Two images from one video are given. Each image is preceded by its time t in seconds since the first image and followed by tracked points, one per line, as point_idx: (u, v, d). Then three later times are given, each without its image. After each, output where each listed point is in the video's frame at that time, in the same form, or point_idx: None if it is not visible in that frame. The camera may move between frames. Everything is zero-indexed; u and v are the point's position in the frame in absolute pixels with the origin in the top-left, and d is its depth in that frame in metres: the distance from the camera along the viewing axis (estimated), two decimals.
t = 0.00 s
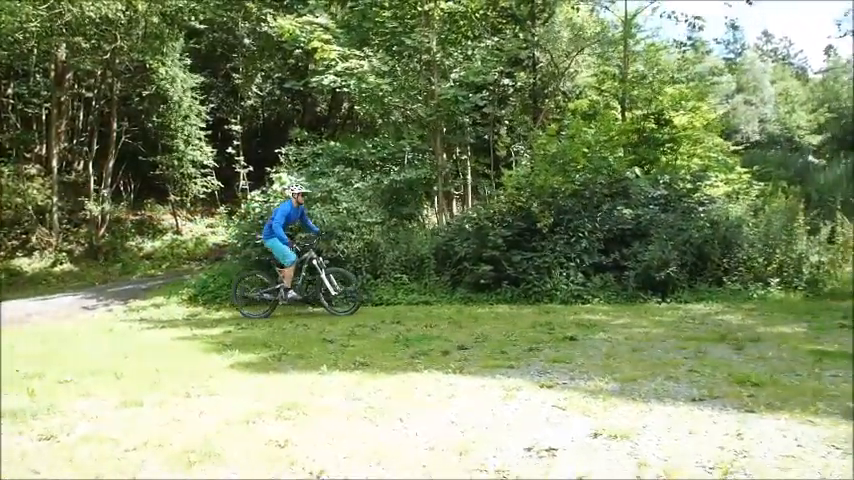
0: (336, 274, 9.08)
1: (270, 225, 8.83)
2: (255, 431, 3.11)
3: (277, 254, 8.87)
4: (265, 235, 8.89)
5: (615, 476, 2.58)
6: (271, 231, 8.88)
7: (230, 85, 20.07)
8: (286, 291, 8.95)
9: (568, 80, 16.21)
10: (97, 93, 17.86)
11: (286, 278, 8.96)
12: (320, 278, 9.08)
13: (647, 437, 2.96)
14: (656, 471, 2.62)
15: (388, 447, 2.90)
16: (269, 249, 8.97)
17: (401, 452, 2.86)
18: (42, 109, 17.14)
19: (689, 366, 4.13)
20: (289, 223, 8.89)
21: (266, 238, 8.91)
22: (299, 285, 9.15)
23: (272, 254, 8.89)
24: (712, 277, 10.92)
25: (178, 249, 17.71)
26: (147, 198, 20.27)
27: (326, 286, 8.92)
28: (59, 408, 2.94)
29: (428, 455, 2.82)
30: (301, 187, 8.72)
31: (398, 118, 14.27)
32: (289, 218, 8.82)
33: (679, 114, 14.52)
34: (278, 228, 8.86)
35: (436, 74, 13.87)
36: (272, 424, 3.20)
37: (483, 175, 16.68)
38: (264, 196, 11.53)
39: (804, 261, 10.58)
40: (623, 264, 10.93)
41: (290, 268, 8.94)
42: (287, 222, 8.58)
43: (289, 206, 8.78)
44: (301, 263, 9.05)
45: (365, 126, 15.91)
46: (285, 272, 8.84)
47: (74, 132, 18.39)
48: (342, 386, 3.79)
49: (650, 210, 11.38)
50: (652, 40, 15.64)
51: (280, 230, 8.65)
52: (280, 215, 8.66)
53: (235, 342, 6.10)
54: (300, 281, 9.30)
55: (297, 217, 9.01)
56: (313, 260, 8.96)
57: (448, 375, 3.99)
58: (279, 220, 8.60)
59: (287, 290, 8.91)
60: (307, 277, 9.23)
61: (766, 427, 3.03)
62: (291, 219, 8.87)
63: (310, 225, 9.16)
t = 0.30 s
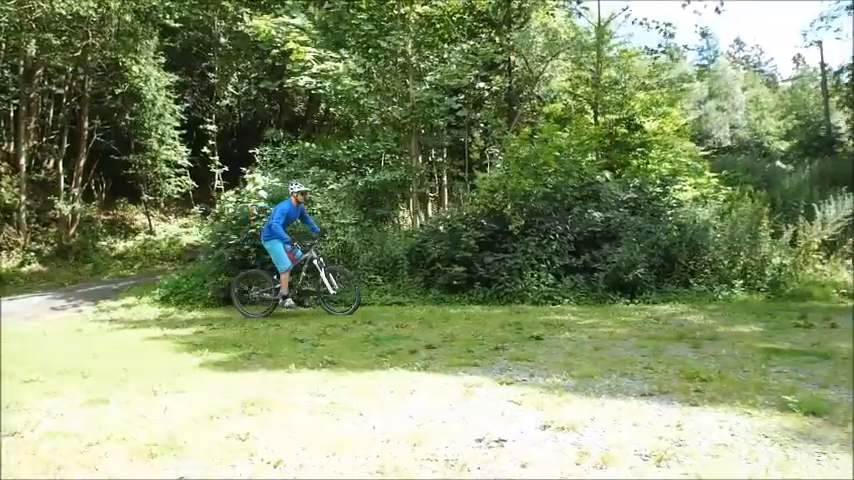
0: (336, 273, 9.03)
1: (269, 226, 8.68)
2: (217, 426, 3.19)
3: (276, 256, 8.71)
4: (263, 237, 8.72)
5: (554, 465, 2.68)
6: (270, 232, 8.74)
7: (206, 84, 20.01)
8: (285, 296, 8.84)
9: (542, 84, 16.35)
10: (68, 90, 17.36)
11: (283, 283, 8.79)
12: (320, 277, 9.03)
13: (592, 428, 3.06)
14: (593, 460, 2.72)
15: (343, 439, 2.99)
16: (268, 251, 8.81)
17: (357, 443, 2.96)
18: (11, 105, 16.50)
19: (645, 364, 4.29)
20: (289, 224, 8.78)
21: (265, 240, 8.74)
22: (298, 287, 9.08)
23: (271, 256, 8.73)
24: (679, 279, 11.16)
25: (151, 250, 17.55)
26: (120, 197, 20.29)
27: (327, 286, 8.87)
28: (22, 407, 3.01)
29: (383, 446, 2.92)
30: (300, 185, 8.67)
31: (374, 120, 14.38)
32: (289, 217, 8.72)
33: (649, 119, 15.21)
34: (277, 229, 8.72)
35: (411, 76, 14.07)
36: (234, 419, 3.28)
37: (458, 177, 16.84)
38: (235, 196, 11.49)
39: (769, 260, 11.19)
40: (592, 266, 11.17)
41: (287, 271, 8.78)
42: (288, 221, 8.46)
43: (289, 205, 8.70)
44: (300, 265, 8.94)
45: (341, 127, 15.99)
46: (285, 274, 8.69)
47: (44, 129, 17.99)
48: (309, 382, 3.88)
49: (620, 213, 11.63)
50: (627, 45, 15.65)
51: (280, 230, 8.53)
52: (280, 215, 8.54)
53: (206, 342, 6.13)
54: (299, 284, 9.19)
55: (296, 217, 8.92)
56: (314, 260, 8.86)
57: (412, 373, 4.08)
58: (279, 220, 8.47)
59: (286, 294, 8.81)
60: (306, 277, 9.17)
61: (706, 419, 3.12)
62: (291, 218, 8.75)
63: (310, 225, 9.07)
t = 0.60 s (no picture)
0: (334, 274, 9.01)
1: (266, 224, 8.61)
2: (171, 421, 3.28)
3: (271, 254, 8.69)
4: (260, 234, 8.67)
5: (491, 454, 2.84)
6: (267, 230, 8.66)
7: (174, 81, 19.70)
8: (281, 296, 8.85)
9: (511, 88, 16.65)
10: (30, 84, 16.57)
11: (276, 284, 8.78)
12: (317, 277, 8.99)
13: (531, 419, 3.21)
14: (528, 448, 2.88)
15: (294, 433, 3.11)
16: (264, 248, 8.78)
17: (306, 436, 3.08)
18: None
19: (591, 361, 4.48)
20: (286, 222, 8.69)
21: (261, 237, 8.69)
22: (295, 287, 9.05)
23: (266, 254, 8.72)
24: (640, 280, 11.52)
25: (116, 250, 17.25)
26: (83, 196, 19.93)
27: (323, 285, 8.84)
28: None
29: (331, 438, 3.04)
30: (298, 183, 8.53)
31: (346, 121, 14.60)
32: (286, 215, 8.62)
33: (613, 126, 15.59)
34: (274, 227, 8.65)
35: (381, 79, 14.34)
36: (189, 414, 3.37)
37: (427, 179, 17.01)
38: (201, 196, 11.45)
39: (725, 262, 11.50)
40: (556, 267, 11.41)
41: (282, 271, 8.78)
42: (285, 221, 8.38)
43: (286, 203, 8.57)
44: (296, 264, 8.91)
45: (311, 128, 16.03)
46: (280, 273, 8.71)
47: (4, 124, 17.20)
48: (268, 379, 3.98)
49: (583, 216, 11.90)
50: (593, 52, 15.97)
51: (277, 230, 8.45)
52: (277, 214, 8.44)
53: (169, 342, 6.14)
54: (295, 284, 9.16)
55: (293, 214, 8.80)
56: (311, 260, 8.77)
57: (368, 370, 4.20)
58: (277, 219, 8.38)
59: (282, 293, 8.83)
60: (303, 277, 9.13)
61: (639, 411, 3.29)
62: (288, 217, 8.62)
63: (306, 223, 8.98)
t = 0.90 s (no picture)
0: (334, 274, 8.90)
1: (263, 223, 8.53)
2: (129, 418, 3.31)
3: (269, 253, 8.65)
4: (257, 232, 8.59)
5: (437, 445, 2.94)
6: (263, 228, 8.58)
7: (144, 79, 19.55)
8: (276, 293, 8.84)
9: (484, 91, 17.07)
10: None
11: (272, 281, 8.78)
12: (315, 276, 8.91)
13: (480, 414, 3.32)
14: (472, 440, 2.99)
15: (249, 428, 3.17)
16: (262, 247, 8.74)
17: (262, 431, 3.15)
18: None
19: (546, 359, 4.62)
20: (283, 220, 8.60)
21: (258, 235, 8.63)
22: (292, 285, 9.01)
23: (263, 253, 8.67)
24: (606, 280, 11.77)
25: (83, 249, 16.91)
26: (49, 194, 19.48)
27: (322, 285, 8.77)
28: None
29: (285, 433, 3.11)
30: (295, 182, 8.39)
31: (320, 121, 14.63)
32: (283, 214, 8.52)
33: (583, 129, 15.79)
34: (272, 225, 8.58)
35: (355, 80, 14.48)
36: (147, 411, 3.41)
37: (399, 180, 17.13)
38: (169, 197, 11.37)
39: (690, 263, 11.73)
40: (525, 269, 11.61)
41: (278, 269, 8.76)
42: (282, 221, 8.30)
43: (283, 202, 8.46)
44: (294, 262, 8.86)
45: (282, 128, 16.02)
46: (278, 272, 8.70)
47: None
48: (230, 378, 4.03)
49: (552, 218, 12.13)
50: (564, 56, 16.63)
51: (274, 230, 8.37)
52: (274, 213, 8.34)
53: (134, 342, 6.13)
54: (293, 282, 9.12)
55: (290, 212, 8.70)
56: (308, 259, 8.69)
57: (331, 369, 4.28)
58: (274, 220, 8.30)
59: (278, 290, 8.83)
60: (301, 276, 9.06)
61: (584, 406, 3.41)
62: (285, 216, 8.54)
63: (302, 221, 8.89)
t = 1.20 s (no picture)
0: (332, 276, 8.88)
1: (262, 221, 8.69)
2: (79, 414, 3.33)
3: (267, 251, 8.82)
4: (256, 230, 8.76)
5: (380, 438, 3.05)
6: (262, 227, 8.73)
7: (108, 75, 19.19)
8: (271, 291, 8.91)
9: (453, 94, 16.83)
10: None
11: (269, 278, 8.92)
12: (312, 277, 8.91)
13: (426, 408, 3.46)
14: (413, 432, 3.14)
15: (200, 424, 3.22)
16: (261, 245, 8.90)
17: (212, 426, 3.20)
18: None
19: (498, 357, 4.77)
20: (281, 220, 8.70)
21: (257, 233, 8.80)
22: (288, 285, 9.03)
23: (262, 250, 8.85)
24: (569, 281, 12.04)
25: (43, 250, 16.51)
26: (7, 192, 19.01)
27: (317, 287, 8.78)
28: None
29: (235, 428, 3.17)
30: (293, 183, 8.41)
31: (289, 122, 14.61)
32: (281, 214, 8.61)
33: (549, 133, 16.23)
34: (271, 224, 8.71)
35: (323, 82, 14.54)
36: (97, 408, 3.42)
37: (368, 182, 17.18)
38: (132, 197, 11.26)
39: (650, 264, 12.10)
40: (489, 269, 11.80)
41: (275, 267, 8.90)
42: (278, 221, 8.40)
43: (281, 202, 8.54)
44: (292, 261, 8.94)
45: (249, 128, 15.96)
46: (274, 269, 8.86)
47: None
48: (186, 378, 4.05)
49: (517, 220, 12.35)
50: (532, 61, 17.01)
51: (270, 229, 8.50)
52: (271, 213, 8.46)
53: (92, 343, 6.12)
54: (291, 281, 9.22)
55: (288, 212, 8.77)
56: (305, 259, 8.76)
57: (287, 368, 4.35)
58: (270, 219, 8.42)
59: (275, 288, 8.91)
60: (297, 277, 9.05)
61: (526, 401, 3.56)
62: (282, 216, 8.63)
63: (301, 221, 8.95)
